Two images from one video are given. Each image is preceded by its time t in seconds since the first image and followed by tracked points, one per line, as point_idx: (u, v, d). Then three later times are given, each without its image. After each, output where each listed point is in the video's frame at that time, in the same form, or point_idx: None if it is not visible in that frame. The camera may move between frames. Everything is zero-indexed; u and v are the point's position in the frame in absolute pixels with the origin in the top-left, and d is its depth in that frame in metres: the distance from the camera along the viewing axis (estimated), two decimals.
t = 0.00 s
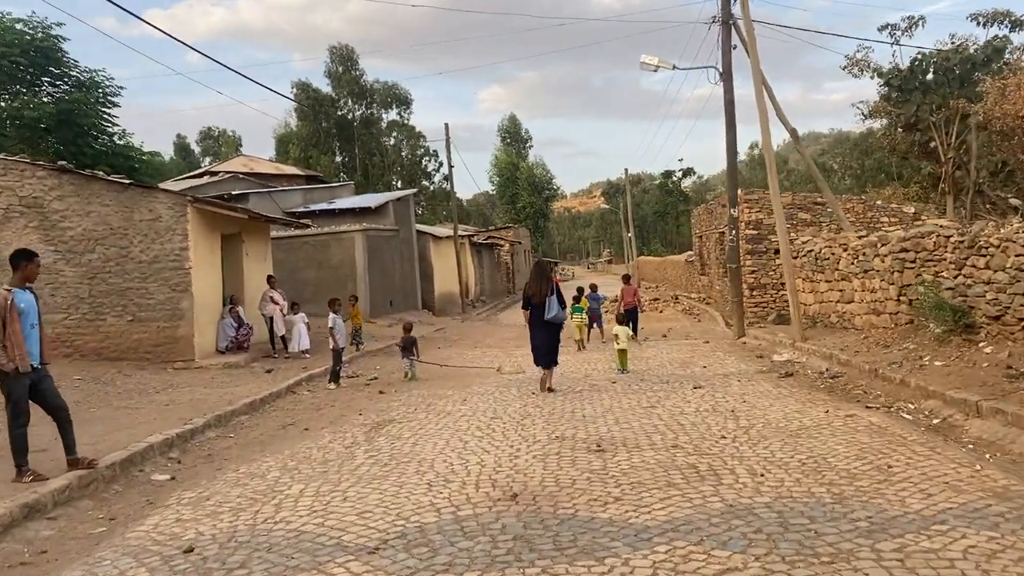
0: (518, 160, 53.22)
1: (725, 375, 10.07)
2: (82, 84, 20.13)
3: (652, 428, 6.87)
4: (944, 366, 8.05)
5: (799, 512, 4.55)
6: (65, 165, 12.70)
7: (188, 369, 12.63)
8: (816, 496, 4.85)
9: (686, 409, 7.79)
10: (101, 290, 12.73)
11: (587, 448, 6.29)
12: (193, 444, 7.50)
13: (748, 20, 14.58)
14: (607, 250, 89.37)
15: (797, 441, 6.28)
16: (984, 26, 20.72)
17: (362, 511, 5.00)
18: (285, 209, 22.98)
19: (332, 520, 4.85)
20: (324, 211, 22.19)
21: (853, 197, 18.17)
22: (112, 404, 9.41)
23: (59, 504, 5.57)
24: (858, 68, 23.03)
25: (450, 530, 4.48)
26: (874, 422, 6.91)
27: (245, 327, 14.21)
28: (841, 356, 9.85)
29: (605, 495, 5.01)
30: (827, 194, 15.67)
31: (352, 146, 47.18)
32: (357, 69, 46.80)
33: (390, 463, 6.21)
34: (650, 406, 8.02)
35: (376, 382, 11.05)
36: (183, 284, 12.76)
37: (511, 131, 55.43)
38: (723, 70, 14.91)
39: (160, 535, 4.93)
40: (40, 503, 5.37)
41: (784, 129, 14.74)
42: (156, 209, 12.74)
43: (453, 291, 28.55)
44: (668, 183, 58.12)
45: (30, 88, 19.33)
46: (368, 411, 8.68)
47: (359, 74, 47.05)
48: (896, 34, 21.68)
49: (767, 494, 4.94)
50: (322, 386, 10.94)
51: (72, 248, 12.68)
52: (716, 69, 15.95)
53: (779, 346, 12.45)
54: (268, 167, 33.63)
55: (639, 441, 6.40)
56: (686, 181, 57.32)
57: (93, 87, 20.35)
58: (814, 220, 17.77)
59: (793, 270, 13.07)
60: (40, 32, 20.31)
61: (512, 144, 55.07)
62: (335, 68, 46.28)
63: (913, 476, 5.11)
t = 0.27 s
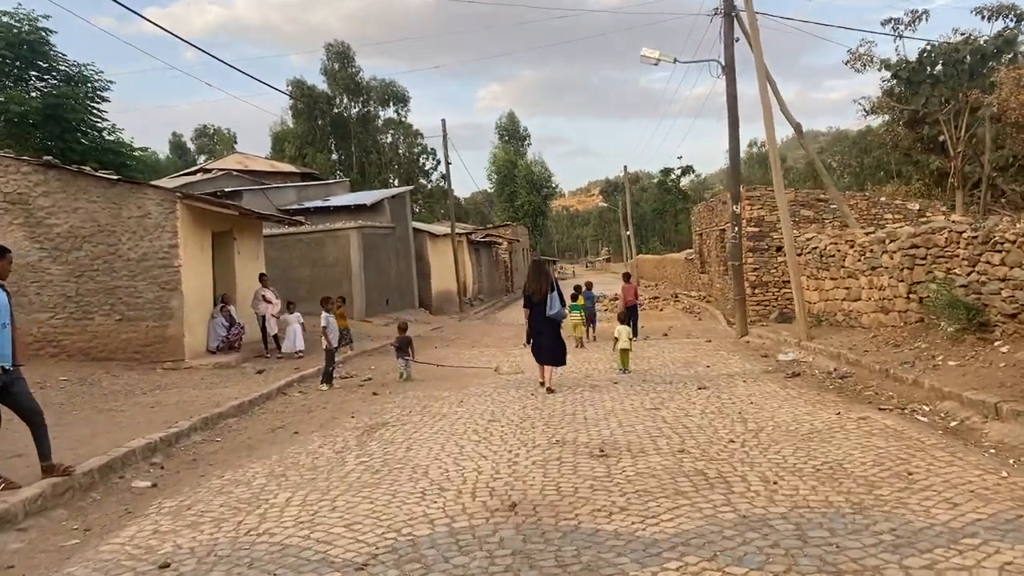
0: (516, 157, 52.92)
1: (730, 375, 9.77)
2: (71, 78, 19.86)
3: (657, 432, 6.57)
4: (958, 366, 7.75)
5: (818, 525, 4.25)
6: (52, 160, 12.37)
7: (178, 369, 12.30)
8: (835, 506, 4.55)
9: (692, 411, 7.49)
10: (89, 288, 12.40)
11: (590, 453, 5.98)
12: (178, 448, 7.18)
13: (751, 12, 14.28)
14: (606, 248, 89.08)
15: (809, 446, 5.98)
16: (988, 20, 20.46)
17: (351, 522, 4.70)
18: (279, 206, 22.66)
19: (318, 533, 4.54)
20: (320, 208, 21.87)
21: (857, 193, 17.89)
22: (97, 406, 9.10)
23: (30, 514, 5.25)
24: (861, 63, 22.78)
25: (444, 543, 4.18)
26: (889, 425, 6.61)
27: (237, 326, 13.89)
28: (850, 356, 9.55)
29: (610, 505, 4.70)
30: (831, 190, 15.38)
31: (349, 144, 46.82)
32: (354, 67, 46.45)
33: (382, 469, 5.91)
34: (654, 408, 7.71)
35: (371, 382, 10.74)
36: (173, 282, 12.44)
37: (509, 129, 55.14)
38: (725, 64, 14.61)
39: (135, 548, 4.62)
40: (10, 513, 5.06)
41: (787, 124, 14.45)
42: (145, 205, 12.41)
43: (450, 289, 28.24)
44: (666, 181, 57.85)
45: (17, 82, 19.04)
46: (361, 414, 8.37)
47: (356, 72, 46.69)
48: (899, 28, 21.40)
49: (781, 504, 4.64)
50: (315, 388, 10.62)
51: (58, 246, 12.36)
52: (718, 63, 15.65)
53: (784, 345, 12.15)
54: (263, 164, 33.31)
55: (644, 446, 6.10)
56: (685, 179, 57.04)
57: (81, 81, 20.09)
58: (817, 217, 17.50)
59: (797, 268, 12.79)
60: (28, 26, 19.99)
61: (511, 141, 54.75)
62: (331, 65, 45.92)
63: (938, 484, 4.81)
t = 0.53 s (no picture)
0: (515, 155, 52.58)
1: (735, 378, 9.47)
2: (59, 74, 19.57)
3: (662, 441, 6.28)
4: (974, 370, 7.46)
5: (839, 546, 3.95)
6: (37, 158, 12.06)
7: (169, 372, 12.00)
8: (854, 525, 4.25)
9: (697, 416, 7.20)
10: (76, 289, 12.09)
11: (592, 464, 5.68)
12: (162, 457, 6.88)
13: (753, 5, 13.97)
14: (605, 247, 88.75)
15: (822, 456, 5.69)
16: (994, 15, 20.17)
17: (337, 541, 4.40)
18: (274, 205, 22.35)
19: (302, 554, 4.25)
20: (315, 207, 21.56)
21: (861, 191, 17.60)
22: (81, 411, 8.80)
23: None
24: (864, 58, 22.50)
25: (436, 567, 3.88)
26: (904, 432, 6.31)
27: (229, 328, 13.59)
28: (859, 358, 9.26)
29: (614, 523, 4.41)
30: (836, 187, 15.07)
31: (345, 142, 46.47)
32: (351, 64, 46.11)
33: (374, 481, 5.61)
34: (658, 414, 7.41)
35: (365, 386, 10.45)
36: (163, 282, 12.13)
37: (508, 127, 54.81)
38: (727, 59, 14.31)
39: (107, 570, 4.33)
40: None
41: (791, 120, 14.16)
42: (134, 204, 12.10)
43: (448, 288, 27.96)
44: (666, 179, 57.52)
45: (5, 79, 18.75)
46: (354, 420, 8.07)
47: (352, 69, 46.35)
48: (902, 23, 21.08)
49: (797, 522, 4.35)
50: (308, 391, 10.32)
51: (44, 246, 12.05)
52: (719, 58, 15.35)
53: (789, 346, 11.86)
54: (259, 162, 32.99)
55: (648, 456, 5.81)
56: (684, 176, 56.71)
57: (70, 77, 19.78)
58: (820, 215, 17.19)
59: (802, 267, 12.50)
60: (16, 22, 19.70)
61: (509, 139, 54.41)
62: (328, 63, 45.57)
63: (964, 499, 4.51)
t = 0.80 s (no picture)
0: (514, 153, 52.29)
1: (740, 379, 9.20)
2: (49, 70, 19.31)
3: (666, 446, 6.00)
4: (990, 370, 7.17)
5: (859, 563, 3.67)
6: (24, 155, 11.78)
7: (159, 374, 11.72)
8: (874, 539, 3.97)
9: (703, 419, 6.92)
10: (64, 289, 11.81)
11: (594, 471, 5.40)
12: (145, 463, 6.59)
13: None
14: (605, 245, 88.45)
15: (835, 463, 5.41)
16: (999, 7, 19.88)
17: (321, 557, 4.12)
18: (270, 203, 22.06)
19: (283, 571, 3.97)
20: (311, 205, 21.27)
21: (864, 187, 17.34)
22: (65, 415, 8.52)
23: None
24: (867, 53, 22.23)
25: None
26: (919, 437, 6.03)
27: (222, 328, 13.31)
28: (868, 358, 8.98)
29: (616, 538, 4.12)
30: (840, 182, 14.79)
31: (344, 141, 46.19)
32: (348, 63, 45.84)
33: (363, 491, 5.33)
34: (661, 416, 7.13)
35: (360, 388, 10.17)
36: (153, 282, 11.84)
37: (507, 124, 54.51)
38: (730, 52, 14.03)
39: None
40: None
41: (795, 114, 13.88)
42: (123, 201, 11.81)
43: (447, 287, 27.68)
44: (666, 177, 57.25)
45: None
46: (346, 424, 7.78)
47: (350, 68, 46.07)
48: (906, 17, 20.79)
49: (813, 535, 4.07)
50: (301, 393, 10.04)
51: (32, 245, 11.78)
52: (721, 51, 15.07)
53: (795, 345, 11.58)
54: (256, 161, 32.73)
55: (653, 462, 5.52)
56: (685, 174, 56.44)
57: (59, 73, 19.51)
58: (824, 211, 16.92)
59: (807, 264, 12.21)
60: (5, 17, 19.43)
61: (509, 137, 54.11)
62: (326, 62, 45.29)
63: (991, 510, 4.23)
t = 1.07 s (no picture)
0: (514, 152, 52.00)
1: (747, 384, 8.92)
2: (39, 68, 19.05)
3: (672, 458, 5.72)
4: (1009, 376, 6.88)
5: None
6: (12, 155, 11.51)
7: (151, 379, 11.45)
8: (900, 565, 3.68)
9: (710, 428, 6.63)
10: (54, 292, 11.54)
11: (596, 486, 5.12)
12: (128, 475, 6.32)
13: None
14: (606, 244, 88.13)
15: (852, 477, 5.12)
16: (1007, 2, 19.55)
17: None
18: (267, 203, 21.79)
19: None
20: (309, 205, 21.01)
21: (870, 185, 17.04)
22: (51, 423, 8.25)
23: None
24: (871, 49, 21.92)
25: None
26: (938, 447, 5.74)
27: (217, 331, 13.05)
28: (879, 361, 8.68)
29: (621, 562, 3.83)
30: (847, 179, 14.49)
31: (343, 140, 45.92)
32: (348, 62, 45.58)
33: (353, 507, 5.05)
34: (666, 425, 6.86)
35: (356, 393, 9.90)
36: (144, 284, 11.57)
37: (508, 123, 54.21)
38: (734, 48, 13.74)
39: None
40: None
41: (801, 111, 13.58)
42: (113, 202, 11.54)
43: (447, 287, 27.45)
44: (668, 175, 56.95)
45: None
46: (339, 433, 7.49)
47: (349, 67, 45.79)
48: (911, 13, 20.49)
49: (833, 560, 3.78)
50: (295, 399, 9.77)
51: (20, 247, 11.51)
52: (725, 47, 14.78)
53: (802, 348, 11.30)
54: (254, 161, 32.48)
55: (659, 477, 5.25)
56: (686, 172, 56.12)
57: (50, 71, 19.25)
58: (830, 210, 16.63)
59: (814, 264, 11.92)
60: None
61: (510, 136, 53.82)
62: (325, 61, 45.03)
63: None
